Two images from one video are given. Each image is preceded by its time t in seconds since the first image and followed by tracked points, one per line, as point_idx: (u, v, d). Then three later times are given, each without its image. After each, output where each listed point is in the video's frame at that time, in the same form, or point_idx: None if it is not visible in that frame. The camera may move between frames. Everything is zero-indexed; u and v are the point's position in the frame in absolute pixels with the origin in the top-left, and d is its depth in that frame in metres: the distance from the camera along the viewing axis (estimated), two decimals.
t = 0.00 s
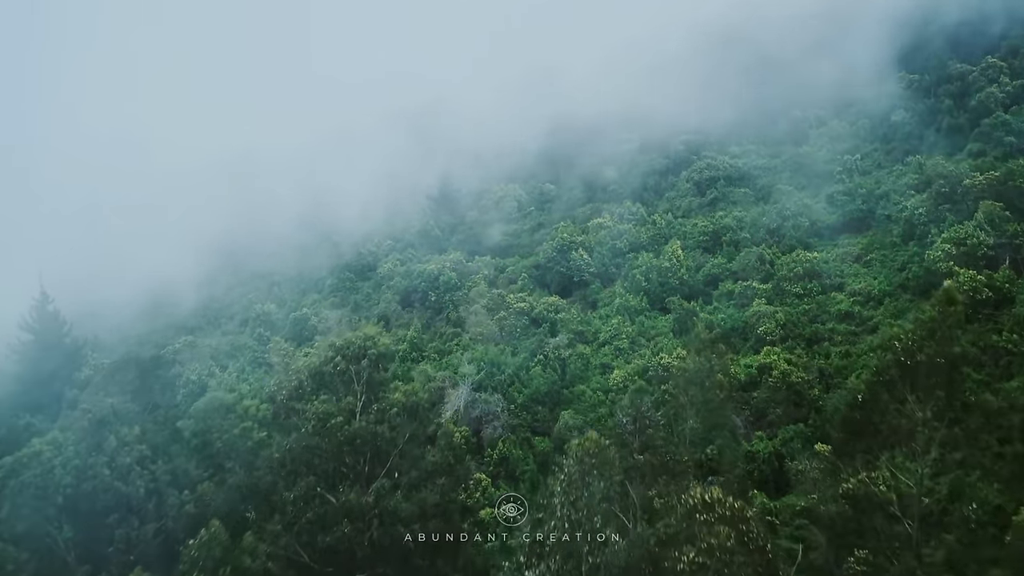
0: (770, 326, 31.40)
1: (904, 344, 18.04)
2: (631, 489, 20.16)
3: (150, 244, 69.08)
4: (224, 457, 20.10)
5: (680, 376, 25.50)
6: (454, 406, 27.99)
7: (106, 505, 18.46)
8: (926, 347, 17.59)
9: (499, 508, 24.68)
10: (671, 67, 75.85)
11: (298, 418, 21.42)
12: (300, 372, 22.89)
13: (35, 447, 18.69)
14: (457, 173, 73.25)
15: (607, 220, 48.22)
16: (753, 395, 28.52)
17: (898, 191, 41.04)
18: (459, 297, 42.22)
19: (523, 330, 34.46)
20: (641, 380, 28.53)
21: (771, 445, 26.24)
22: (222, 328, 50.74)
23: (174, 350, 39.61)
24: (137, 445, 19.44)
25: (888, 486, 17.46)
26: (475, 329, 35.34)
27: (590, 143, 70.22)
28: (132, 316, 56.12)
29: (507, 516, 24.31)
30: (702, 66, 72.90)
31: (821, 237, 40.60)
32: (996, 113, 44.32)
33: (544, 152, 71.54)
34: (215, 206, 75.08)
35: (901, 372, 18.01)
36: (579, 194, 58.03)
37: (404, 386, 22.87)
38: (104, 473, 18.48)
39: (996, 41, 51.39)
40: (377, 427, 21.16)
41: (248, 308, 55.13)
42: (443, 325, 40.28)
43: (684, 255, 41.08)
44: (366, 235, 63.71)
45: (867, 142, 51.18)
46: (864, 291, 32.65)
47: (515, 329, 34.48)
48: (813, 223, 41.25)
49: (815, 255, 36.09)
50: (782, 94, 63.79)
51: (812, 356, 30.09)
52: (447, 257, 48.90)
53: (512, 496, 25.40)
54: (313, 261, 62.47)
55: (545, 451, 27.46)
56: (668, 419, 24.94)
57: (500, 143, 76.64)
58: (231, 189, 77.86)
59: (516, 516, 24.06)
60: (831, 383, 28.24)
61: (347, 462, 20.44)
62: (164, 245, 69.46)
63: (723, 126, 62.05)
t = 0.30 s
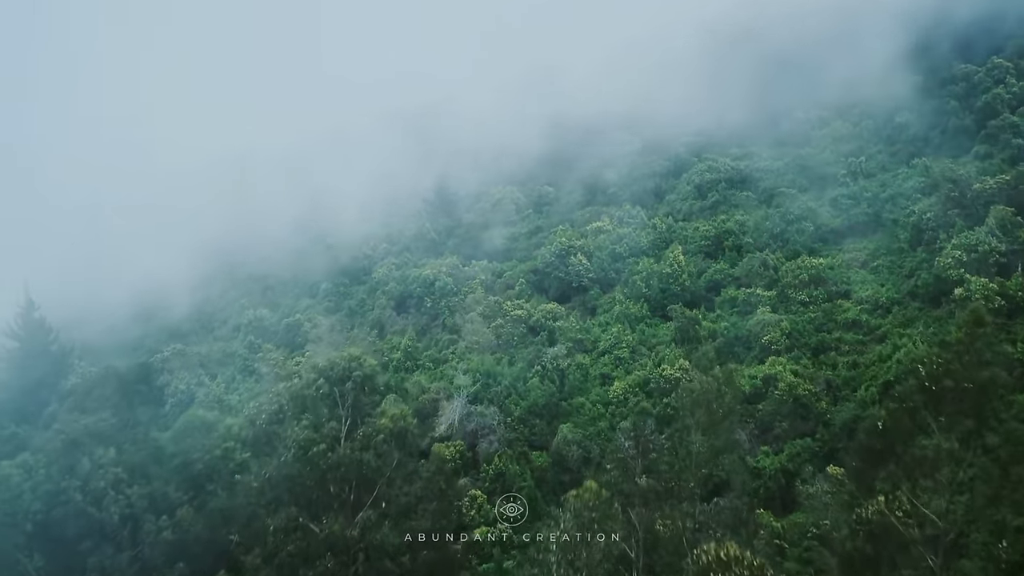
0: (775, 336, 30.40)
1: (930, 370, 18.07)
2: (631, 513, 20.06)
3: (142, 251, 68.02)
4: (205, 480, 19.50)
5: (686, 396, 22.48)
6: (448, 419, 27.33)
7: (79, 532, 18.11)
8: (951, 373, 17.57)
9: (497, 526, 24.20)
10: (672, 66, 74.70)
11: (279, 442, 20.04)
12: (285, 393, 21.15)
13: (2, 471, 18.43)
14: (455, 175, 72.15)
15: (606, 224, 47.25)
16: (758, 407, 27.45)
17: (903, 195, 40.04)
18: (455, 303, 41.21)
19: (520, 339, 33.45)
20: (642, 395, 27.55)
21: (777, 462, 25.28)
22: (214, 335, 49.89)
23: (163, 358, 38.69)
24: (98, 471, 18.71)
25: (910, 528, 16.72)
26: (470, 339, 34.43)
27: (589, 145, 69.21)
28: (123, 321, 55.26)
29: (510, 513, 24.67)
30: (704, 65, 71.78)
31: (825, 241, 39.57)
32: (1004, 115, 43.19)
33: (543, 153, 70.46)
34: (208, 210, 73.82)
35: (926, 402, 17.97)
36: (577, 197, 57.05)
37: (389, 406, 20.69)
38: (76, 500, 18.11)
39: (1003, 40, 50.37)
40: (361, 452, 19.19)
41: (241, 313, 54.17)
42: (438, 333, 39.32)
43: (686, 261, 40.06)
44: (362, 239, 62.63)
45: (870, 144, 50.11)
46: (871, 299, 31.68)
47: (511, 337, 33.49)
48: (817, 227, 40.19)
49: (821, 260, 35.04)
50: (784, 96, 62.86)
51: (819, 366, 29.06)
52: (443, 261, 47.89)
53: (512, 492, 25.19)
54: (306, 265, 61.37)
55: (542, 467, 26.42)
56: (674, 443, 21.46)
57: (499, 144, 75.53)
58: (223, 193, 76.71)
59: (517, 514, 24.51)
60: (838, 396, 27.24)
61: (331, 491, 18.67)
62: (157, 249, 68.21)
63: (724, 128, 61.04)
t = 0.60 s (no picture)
0: (780, 346, 29.37)
1: (958, 398, 17.04)
2: (632, 542, 19.77)
3: (129, 250, 66.09)
4: (184, 503, 20.73)
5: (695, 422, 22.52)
6: (442, 433, 26.57)
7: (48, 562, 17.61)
8: (982, 402, 16.52)
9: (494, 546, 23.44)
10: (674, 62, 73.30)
11: (258, 467, 22.04)
12: (261, 421, 23.24)
13: None
14: (452, 176, 71.11)
15: (605, 228, 46.19)
16: (763, 420, 26.41)
17: (911, 200, 39.05)
18: (451, 309, 40.27)
19: (517, 348, 32.41)
20: (643, 410, 26.63)
21: (783, 477, 24.40)
22: (206, 341, 48.97)
23: (150, 367, 37.65)
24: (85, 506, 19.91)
25: (929, 559, 16.32)
26: (466, 348, 33.45)
27: (589, 146, 68.13)
28: (113, 327, 54.33)
29: (509, 516, 24.07)
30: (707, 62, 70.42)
31: (830, 246, 38.58)
32: (1015, 117, 42.14)
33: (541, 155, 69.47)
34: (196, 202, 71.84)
35: (955, 432, 16.99)
36: (577, 199, 56.00)
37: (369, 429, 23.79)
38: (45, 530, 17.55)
39: (1011, 39, 49.32)
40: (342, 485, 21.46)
41: (233, 319, 53.11)
42: (435, 340, 38.36)
43: (688, 266, 38.99)
44: (357, 243, 61.60)
45: (876, 146, 49.05)
46: (880, 308, 30.71)
47: (507, 348, 32.48)
48: (822, 232, 39.16)
49: (828, 266, 33.99)
50: (787, 97, 61.85)
51: (826, 378, 28.09)
52: (440, 266, 46.90)
53: (511, 494, 24.45)
54: (300, 271, 60.27)
55: (539, 483, 25.33)
56: (680, 471, 21.19)
57: (498, 145, 74.50)
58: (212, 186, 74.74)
59: (517, 515, 24.03)
60: (847, 410, 26.25)
61: (312, 522, 20.94)
62: (145, 247, 66.24)
63: (726, 129, 60.11)
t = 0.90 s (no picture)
0: (787, 359, 28.24)
1: (996, 440, 18.00)
2: None
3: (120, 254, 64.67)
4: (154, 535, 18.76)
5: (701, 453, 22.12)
6: (434, 451, 25.69)
7: None
8: None
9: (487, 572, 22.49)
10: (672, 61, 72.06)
11: (227, 504, 21.19)
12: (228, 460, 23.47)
13: None
14: (448, 179, 69.95)
15: (604, 234, 44.97)
16: (769, 437, 25.24)
17: (919, 206, 37.97)
18: (446, 318, 39.10)
19: (513, 359, 31.18)
20: (644, 428, 25.54)
21: (792, 499, 23.25)
22: (195, 350, 47.69)
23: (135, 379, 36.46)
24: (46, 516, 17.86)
25: None
26: (461, 359, 32.28)
27: (587, 148, 66.98)
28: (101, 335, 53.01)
29: (508, 514, 23.91)
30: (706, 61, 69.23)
31: (836, 253, 37.45)
32: None
33: (539, 157, 68.33)
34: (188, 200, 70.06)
35: (990, 474, 17.36)
36: (576, 203, 54.82)
37: (346, 465, 23.59)
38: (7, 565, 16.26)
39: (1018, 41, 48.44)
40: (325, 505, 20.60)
41: (225, 325, 51.90)
42: (429, 350, 37.18)
43: (689, 274, 37.83)
44: (351, 247, 60.45)
45: (881, 148, 47.93)
46: (890, 318, 29.58)
47: (502, 359, 31.18)
48: (828, 238, 38.02)
49: (834, 275, 32.85)
50: (789, 97, 60.76)
51: (834, 393, 26.93)
52: (434, 272, 45.74)
53: (512, 495, 24.41)
54: (293, 276, 59.03)
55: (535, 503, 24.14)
56: (685, 504, 20.11)
57: (494, 146, 73.31)
58: (204, 184, 73.37)
59: (516, 514, 23.88)
60: (858, 427, 25.10)
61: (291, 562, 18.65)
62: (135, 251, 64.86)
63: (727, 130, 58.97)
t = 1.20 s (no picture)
0: (793, 371, 27.26)
1: None
2: None
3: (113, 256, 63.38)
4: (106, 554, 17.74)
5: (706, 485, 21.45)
6: (426, 470, 24.82)
7: None
8: None
9: None
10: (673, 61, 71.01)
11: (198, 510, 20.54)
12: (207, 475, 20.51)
13: None
14: (445, 182, 68.95)
15: (604, 239, 43.91)
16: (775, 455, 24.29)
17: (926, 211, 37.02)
18: (442, 325, 38.08)
19: (510, 371, 30.15)
20: (646, 443, 24.63)
21: (800, 519, 22.28)
22: (185, 357, 46.58)
23: (122, 390, 35.40)
24: (7, 519, 16.63)
25: None
26: (456, 370, 31.26)
27: (587, 150, 66.02)
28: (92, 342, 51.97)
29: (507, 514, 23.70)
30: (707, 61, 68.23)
31: (842, 260, 36.46)
32: None
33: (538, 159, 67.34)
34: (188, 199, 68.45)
35: None
36: (575, 206, 53.83)
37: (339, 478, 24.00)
38: None
39: None
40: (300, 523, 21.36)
41: (216, 331, 50.80)
42: (424, 359, 36.19)
43: (691, 281, 36.80)
44: (346, 251, 59.49)
45: (886, 150, 46.91)
46: (899, 329, 28.60)
47: (499, 370, 30.17)
48: (833, 245, 37.03)
49: (841, 284, 31.87)
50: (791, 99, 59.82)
51: (842, 407, 25.92)
52: (430, 278, 44.70)
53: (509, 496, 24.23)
54: (287, 281, 58.05)
55: (531, 523, 23.33)
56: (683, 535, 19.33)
57: (492, 148, 72.27)
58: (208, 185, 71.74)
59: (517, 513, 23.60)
60: (868, 444, 24.08)
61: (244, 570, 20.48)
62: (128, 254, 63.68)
63: (729, 132, 58.05)
